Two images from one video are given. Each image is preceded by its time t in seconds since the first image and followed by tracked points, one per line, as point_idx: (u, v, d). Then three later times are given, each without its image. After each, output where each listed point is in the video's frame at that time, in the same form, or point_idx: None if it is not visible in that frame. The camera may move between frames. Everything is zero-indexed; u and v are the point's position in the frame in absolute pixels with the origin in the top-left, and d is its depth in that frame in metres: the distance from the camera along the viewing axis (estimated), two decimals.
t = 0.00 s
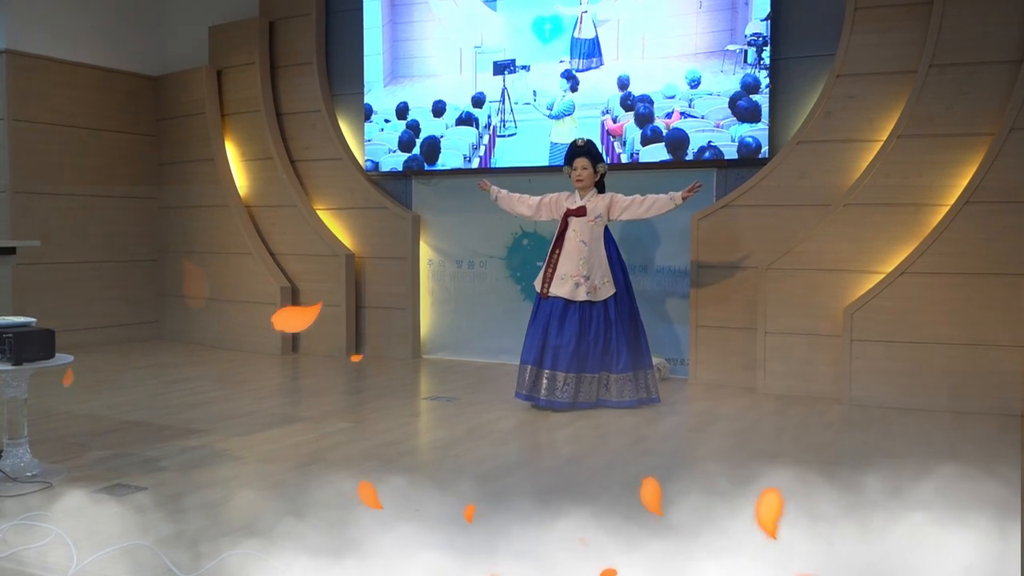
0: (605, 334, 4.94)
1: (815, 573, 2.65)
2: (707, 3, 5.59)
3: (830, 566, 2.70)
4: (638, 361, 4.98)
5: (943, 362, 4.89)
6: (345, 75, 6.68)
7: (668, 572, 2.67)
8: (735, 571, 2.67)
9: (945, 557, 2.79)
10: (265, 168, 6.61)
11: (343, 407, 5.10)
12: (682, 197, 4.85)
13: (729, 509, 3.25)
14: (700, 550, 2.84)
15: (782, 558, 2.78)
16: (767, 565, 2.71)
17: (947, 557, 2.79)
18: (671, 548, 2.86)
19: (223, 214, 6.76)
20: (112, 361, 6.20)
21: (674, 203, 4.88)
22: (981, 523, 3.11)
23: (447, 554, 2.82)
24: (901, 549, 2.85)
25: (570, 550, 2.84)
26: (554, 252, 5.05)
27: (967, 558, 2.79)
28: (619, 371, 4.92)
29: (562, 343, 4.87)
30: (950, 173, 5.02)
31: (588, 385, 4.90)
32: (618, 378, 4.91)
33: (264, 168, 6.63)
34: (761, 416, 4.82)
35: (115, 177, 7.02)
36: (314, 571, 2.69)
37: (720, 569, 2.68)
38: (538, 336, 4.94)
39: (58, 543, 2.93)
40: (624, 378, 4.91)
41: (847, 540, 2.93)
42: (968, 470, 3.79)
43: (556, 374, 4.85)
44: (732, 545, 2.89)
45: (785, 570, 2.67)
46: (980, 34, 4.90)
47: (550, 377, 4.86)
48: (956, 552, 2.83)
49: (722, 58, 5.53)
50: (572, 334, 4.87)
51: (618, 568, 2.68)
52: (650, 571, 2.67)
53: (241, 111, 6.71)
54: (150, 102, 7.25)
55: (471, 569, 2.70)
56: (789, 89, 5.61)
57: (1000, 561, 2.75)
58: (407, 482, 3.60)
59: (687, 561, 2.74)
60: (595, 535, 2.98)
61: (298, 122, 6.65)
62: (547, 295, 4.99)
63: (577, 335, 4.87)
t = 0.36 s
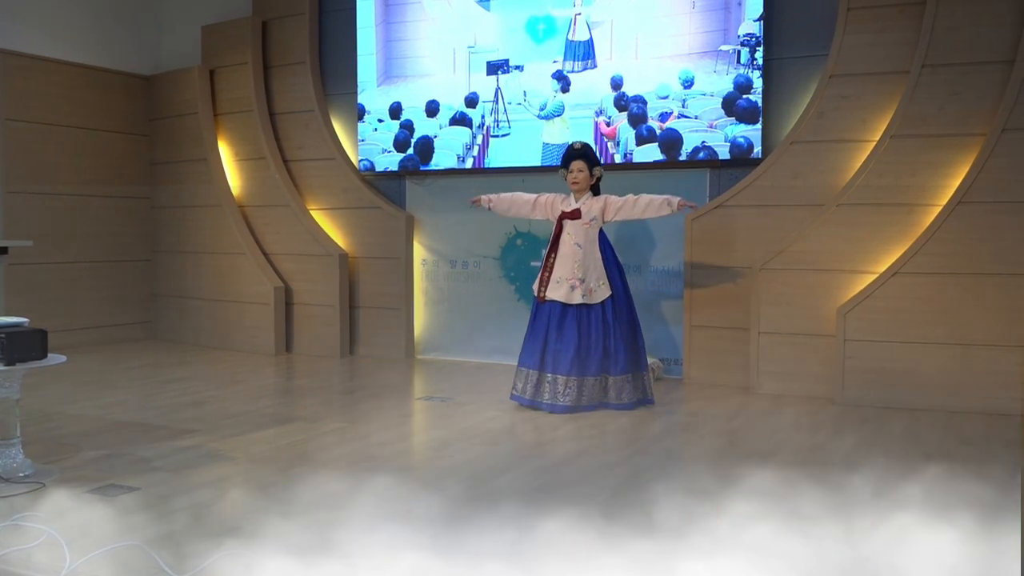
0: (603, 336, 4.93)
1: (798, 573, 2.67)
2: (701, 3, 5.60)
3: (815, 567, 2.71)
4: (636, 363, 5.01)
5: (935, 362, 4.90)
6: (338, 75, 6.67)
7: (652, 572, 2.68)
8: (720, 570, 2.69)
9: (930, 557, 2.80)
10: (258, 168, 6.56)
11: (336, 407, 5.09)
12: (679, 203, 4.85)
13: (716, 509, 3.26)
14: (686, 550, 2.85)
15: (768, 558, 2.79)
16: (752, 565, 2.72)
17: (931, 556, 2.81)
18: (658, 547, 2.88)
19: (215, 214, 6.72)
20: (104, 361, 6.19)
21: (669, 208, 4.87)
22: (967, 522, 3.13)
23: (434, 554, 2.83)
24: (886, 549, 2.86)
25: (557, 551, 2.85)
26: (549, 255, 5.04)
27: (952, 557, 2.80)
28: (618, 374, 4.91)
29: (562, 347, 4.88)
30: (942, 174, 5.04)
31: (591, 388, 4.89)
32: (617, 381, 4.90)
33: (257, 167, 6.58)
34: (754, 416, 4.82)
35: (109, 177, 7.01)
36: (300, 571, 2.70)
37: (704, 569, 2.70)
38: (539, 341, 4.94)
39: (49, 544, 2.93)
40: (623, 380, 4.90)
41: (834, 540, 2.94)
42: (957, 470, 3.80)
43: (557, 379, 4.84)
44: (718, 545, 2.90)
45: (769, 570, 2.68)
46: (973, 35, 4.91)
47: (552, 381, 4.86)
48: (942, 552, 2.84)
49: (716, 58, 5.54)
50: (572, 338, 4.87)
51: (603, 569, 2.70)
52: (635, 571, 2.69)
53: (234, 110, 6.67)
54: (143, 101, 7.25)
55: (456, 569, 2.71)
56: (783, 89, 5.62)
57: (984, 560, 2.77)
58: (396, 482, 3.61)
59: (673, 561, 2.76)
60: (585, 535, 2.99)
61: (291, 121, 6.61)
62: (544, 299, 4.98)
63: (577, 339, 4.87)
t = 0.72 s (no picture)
0: (592, 333, 4.90)
1: (783, 573, 2.68)
2: (692, 4, 5.61)
3: (800, 565, 2.73)
4: (626, 359, 4.99)
5: (925, 362, 4.92)
6: (330, 75, 6.66)
7: (639, 571, 2.69)
8: (706, 570, 2.70)
9: (914, 555, 2.82)
10: (249, 167, 6.54)
11: (329, 408, 5.08)
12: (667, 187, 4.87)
13: (703, 509, 3.27)
14: (673, 549, 2.86)
15: (754, 558, 2.80)
16: (738, 565, 2.74)
17: (916, 555, 2.83)
18: (646, 547, 2.89)
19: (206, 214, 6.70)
20: (94, 362, 6.17)
21: (657, 194, 4.89)
22: (953, 521, 3.15)
23: (421, 553, 2.84)
24: (872, 548, 2.88)
25: (544, 550, 2.86)
26: (540, 249, 5.05)
27: (936, 556, 2.82)
28: (607, 370, 4.89)
29: (550, 342, 4.89)
30: (933, 174, 5.06)
31: (583, 385, 4.86)
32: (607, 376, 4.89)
33: (248, 167, 6.55)
34: (746, 416, 4.83)
35: (99, 177, 6.98)
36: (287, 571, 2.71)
37: (689, 568, 2.71)
38: (532, 335, 4.99)
39: (39, 546, 2.91)
40: (612, 376, 4.89)
41: (820, 540, 2.96)
42: (945, 469, 3.81)
43: (545, 372, 4.87)
44: (705, 545, 2.91)
45: (755, 570, 2.70)
46: (962, 37, 4.94)
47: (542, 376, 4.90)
48: (927, 551, 2.86)
49: (708, 59, 5.55)
50: (561, 334, 4.87)
51: (589, 568, 2.71)
52: (621, 570, 2.70)
53: (225, 110, 6.64)
54: (132, 101, 7.20)
55: (444, 568, 2.72)
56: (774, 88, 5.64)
57: (969, 559, 2.79)
58: (383, 482, 3.60)
59: (659, 561, 2.77)
60: (574, 534, 3.00)
61: (282, 121, 6.59)
62: (534, 293, 4.99)
63: (565, 335, 4.87)
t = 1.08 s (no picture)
0: (579, 344, 4.88)
1: (770, 572, 2.71)
2: (687, 11, 5.62)
3: (787, 565, 2.75)
4: (613, 370, 4.98)
5: (920, 368, 4.93)
6: (325, 81, 6.66)
7: (627, 570, 2.72)
8: (695, 568, 2.73)
9: (901, 555, 2.85)
10: (245, 174, 6.51)
11: (324, 415, 5.08)
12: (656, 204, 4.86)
13: (691, 509, 3.30)
14: (664, 550, 2.88)
15: (743, 558, 2.83)
16: (726, 564, 2.76)
17: (903, 554, 2.86)
18: (634, 547, 2.91)
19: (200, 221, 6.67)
20: (89, 368, 6.15)
21: (648, 211, 4.90)
22: (941, 522, 3.18)
23: (410, 554, 2.86)
24: (861, 548, 2.90)
25: (534, 551, 2.87)
26: (530, 258, 5.05)
27: (924, 555, 2.85)
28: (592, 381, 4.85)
29: (538, 351, 4.89)
30: (927, 181, 5.07)
31: (570, 393, 4.84)
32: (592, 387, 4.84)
33: (244, 174, 6.53)
34: (740, 422, 4.84)
35: (94, 183, 6.96)
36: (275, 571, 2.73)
37: (676, 567, 2.74)
38: (519, 342, 5.00)
39: (32, 553, 2.89)
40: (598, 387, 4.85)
41: (809, 540, 2.98)
42: (934, 471, 3.85)
43: (530, 380, 4.87)
44: (693, 545, 2.93)
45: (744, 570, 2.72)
46: (956, 45, 4.97)
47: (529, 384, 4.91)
48: (915, 551, 2.89)
49: (702, 66, 5.57)
50: (548, 343, 4.87)
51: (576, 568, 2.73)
52: (609, 570, 2.72)
53: (219, 117, 6.62)
54: (128, 107, 7.18)
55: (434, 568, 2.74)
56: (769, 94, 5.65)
57: (957, 558, 2.82)
58: (371, 487, 3.61)
59: (647, 560, 2.79)
60: (564, 536, 3.01)
61: (277, 128, 6.56)
62: (523, 301, 5.00)
63: (552, 344, 4.87)
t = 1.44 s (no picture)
0: (572, 351, 4.87)
1: (754, 572, 2.80)
2: (682, 19, 5.64)
3: (771, 566, 2.83)
4: (604, 374, 5.02)
5: (914, 375, 4.94)
6: (321, 88, 6.66)
7: (611, 570, 2.80)
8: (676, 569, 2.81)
9: (882, 554, 2.94)
10: (239, 181, 6.47)
11: (319, 422, 5.07)
12: (650, 208, 4.86)
13: (670, 509, 3.41)
14: (648, 551, 2.96)
15: (728, 558, 2.91)
16: (711, 565, 2.84)
17: (884, 553, 2.95)
18: (618, 548, 2.99)
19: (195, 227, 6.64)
20: (83, 376, 6.14)
21: (641, 214, 4.90)
22: (923, 522, 3.26)
23: (395, 554, 2.94)
24: (844, 549, 2.98)
25: (519, 552, 2.96)
26: (525, 266, 5.06)
27: (904, 554, 2.94)
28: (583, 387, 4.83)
29: (533, 359, 4.90)
30: (921, 188, 5.09)
31: (563, 399, 4.83)
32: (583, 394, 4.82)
33: (239, 180, 6.48)
34: (734, 428, 4.85)
35: (88, 190, 6.96)
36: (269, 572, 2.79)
37: (661, 568, 2.82)
38: (513, 350, 4.99)
39: (26, 561, 2.88)
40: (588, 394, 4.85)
41: (792, 541, 3.07)
42: (920, 470, 3.99)
43: (525, 389, 4.88)
44: (676, 545, 3.02)
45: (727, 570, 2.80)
46: (949, 53, 4.99)
47: (520, 391, 4.91)
48: (898, 551, 2.97)
49: (697, 73, 5.59)
50: (544, 351, 4.88)
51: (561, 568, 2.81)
52: (593, 570, 2.80)
53: (214, 123, 6.59)
54: (123, 114, 7.16)
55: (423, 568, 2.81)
56: (763, 101, 5.67)
57: (938, 558, 2.90)
58: (354, 483, 3.81)
59: (629, 560, 2.87)
60: (550, 539, 3.07)
61: (272, 134, 6.53)
62: (520, 309, 5.00)
63: (548, 352, 4.88)
